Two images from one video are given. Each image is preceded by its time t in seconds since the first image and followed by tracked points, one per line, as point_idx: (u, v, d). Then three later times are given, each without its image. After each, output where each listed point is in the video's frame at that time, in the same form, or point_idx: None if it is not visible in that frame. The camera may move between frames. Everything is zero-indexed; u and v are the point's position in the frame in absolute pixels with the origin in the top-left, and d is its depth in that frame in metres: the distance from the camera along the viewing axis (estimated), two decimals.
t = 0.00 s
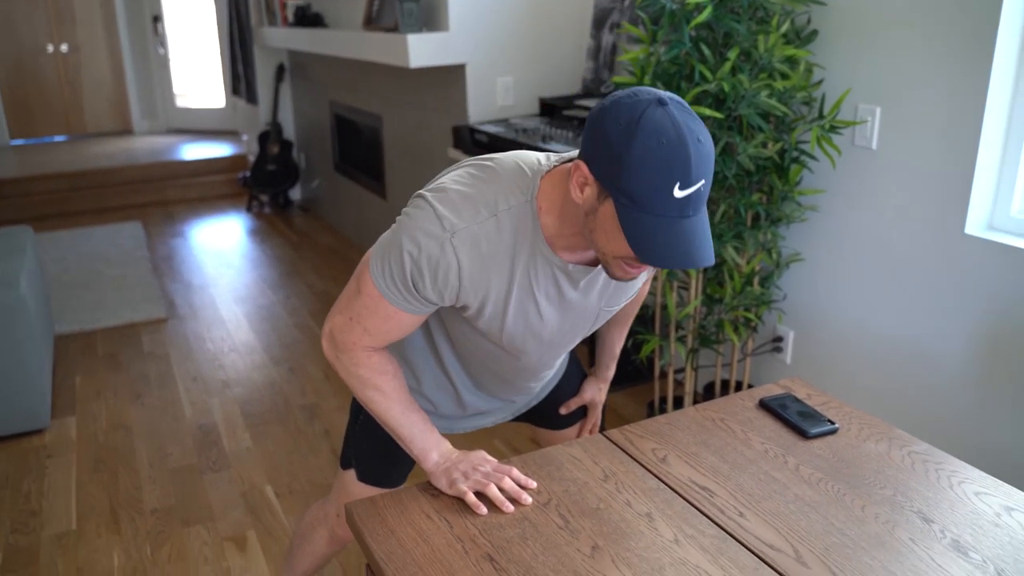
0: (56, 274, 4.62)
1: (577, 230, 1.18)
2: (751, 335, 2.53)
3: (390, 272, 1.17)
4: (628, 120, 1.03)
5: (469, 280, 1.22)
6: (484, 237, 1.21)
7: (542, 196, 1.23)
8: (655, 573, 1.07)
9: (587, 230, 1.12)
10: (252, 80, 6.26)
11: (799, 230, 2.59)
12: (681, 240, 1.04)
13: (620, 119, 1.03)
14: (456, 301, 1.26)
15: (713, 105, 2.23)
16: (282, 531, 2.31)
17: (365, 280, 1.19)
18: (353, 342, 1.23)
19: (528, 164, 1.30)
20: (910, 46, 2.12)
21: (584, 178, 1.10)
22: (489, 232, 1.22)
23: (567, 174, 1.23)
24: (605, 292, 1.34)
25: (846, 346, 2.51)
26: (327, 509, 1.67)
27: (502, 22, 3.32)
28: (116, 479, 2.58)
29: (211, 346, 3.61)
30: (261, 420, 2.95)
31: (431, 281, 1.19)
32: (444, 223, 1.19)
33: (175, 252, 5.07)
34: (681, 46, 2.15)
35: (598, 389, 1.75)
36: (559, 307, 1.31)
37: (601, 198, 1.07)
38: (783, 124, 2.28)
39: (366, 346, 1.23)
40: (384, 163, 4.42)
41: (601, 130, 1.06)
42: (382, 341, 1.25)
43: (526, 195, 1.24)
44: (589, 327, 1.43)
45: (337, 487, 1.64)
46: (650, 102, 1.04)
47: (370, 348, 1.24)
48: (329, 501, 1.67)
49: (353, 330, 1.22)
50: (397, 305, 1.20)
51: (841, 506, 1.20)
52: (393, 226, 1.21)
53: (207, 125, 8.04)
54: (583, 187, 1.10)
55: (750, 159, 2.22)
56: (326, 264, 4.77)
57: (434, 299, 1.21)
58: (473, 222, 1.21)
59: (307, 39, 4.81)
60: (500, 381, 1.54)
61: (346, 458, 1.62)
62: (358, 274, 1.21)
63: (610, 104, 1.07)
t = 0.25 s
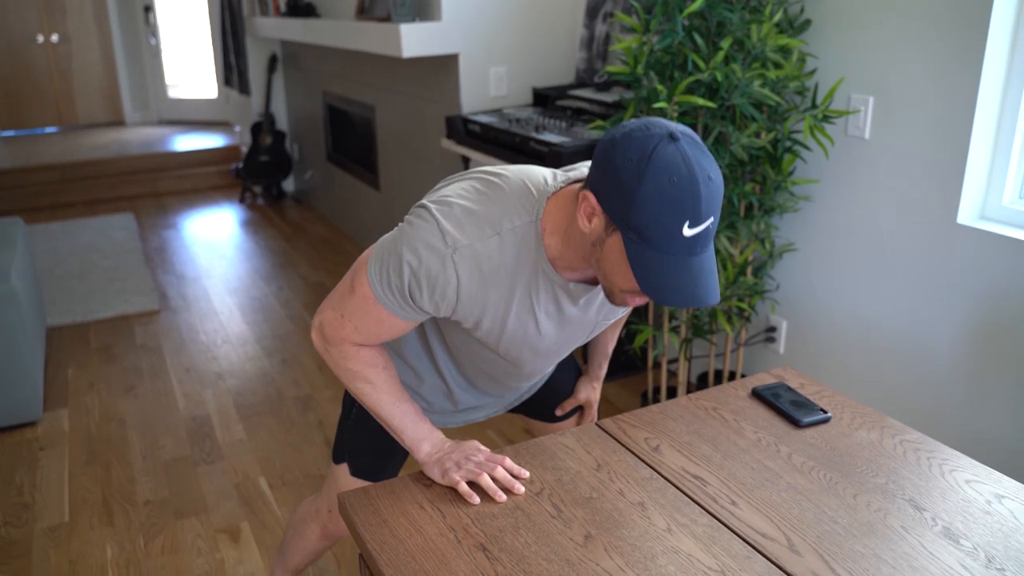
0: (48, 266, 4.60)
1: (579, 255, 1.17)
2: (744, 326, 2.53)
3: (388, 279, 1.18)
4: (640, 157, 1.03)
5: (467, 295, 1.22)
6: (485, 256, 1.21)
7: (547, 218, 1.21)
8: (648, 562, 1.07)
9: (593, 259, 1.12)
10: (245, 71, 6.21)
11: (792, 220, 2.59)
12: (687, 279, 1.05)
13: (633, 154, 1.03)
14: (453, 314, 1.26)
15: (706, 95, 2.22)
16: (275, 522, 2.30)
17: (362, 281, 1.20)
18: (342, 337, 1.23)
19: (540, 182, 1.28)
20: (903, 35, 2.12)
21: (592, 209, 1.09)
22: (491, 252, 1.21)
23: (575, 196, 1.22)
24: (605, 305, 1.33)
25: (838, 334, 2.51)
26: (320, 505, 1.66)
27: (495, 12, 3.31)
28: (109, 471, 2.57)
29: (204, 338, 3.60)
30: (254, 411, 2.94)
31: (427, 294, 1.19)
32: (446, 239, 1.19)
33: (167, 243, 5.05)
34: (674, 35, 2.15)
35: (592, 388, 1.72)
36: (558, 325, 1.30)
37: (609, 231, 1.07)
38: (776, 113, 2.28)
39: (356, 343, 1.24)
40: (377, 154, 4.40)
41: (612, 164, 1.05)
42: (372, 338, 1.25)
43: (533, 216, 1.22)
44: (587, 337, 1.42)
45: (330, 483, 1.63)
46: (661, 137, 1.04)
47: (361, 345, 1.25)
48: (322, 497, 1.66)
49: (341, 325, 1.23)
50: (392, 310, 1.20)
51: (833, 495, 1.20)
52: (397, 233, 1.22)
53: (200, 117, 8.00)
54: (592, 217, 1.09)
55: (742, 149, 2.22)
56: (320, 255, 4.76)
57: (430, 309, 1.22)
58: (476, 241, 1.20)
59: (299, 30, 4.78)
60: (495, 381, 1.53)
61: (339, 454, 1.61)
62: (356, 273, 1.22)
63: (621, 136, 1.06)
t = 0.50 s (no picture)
0: (42, 268, 4.58)
1: (580, 285, 1.18)
2: (737, 325, 2.54)
3: (389, 297, 1.17)
4: (648, 203, 1.02)
5: (466, 318, 1.22)
6: (487, 282, 1.20)
7: (552, 246, 1.21)
8: (644, 561, 1.07)
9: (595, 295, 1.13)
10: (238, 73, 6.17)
11: (786, 219, 2.60)
12: (691, 321, 1.07)
13: (640, 201, 1.02)
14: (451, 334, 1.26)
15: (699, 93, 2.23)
16: (270, 524, 2.30)
17: (361, 293, 1.19)
18: (335, 342, 1.23)
19: (544, 208, 1.27)
20: (897, 33, 2.12)
21: (596, 249, 1.09)
22: (493, 278, 1.20)
23: (581, 222, 1.21)
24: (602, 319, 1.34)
25: (833, 334, 2.52)
26: (314, 515, 1.65)
27: (489, 12, 3.30)
28: (104, 473, 2.56)
29: (198, 339, 3.59)
30: (249, 412, 2.94)
31: (427, 316, 1.19)
32: (449, 263, 1.18)
33: (161, 245, 5.04)
34: (667, 35, 2.15)
35: (590, 399, 1.70)
36: (555, 344, 1.30)
37: (613, 273, 1.07)
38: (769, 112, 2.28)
39: (349, 349, 1.24)
40: (372, 155, 4.39)
41: (618, 207, 1.04)
42: (364, 346, 1.25)
43: (535, 245, 1.22)
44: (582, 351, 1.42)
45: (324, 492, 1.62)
46: (669, 182, 1.03)
47: (353, 351, 1.25)
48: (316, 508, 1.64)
49: (334, 329, 1.23)
50: (390, 326, 1.20)
51: (828, 492, 1.20)
52: (400, 251, 1.20)
53: (194, 118, 7.99)
54: (596, 258, 1.09)
55: (736, 148, 2.22)
56: (314, 256, 4.75)
57: (428, 329, 1.22)
58: (478, 267, 1.20)
59: (293, 31, 4.77)
60: (491, 393, 1.52)
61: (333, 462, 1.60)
62: (354, 283, 1.21)
63: (628, 178, 1.05)
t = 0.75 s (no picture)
0: (38, 267, 4.58)
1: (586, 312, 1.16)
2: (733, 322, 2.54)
3: (392, 313, 1.17)
4: (656, 244, 1.00)
5: (468, 341, 1.21)
6: (490, 309, 1.19)
7: (558, 274, 1.19)
8: (640, 558, 1.07)
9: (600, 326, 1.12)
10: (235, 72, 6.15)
11: (783, 217, 2.60)
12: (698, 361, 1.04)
13: (648, 242, 1.00)
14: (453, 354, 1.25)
15: (696, 91, 2.22)
16: (267, 523, 2.30)
17: (365, 300, 1.19)
18: (332, 342, 1.23)
19: (557, 234, 1.24)
20: (894, 31, 2.12)
21: (603, 283, 1.07)
22: (498, 306, 1.19)
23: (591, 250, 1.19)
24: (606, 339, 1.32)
25: (829, 332, 2.52)
26: (311, 525, 1.64)
27: (485, 11, 3.30)
28: (101, 472, 2.56)
29: (195, 339, 3.59)
30: (246, 411, 2.94)
31: (428, 336, 1.18)
32: (454, 287, 1.17)
33: (158, 244, 5.03)
34: (664, 33, 2.15)
35: (593, 402, 1.65)
36: (556, 364, 1.29)
37: (618, 309, 1.06)
38: (766, 110, 2.28)
39: (347, 351, 1.24)
40: (368, 154, 4.39)
41: (625, 247, 1.02)
42: (360, 350, 1.24)
43: (545, 273, 1.20)
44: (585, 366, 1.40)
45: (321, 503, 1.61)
46: (677, 222, 1.01)
47: (351, 353, 1.25)
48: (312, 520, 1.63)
49: (331, 330, 1.23)
50: (390, 338, 1.20)
51: (825, 489, 1.20)
52: (407, 267, 1.19)
53: (190, 117, 7.98)
54: (602, 291, 1.07)
55: (733, 145, 2.22)
56: (311, 255, 4.74)
57: (429, 347, 1.21)
58: (483, 293, 1.18)
59: (290, 29, 4.76)
60: (492, 403, 1.50)
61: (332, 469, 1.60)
62: (359, 289, 1.21)
63: (635, 217, 1.03)
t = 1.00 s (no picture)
0: (33, 266, 4.56)
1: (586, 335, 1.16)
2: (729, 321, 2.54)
3: (393, 326, 1.17)
4: (661, 279, 1.00)
5: (468, 359, 1.22)
6: (492, 330, 1.19)
7: (561, 299, 1.18)
8: (638, 557, 1.07)
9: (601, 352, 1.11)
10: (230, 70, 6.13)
11: (780, 215, 2.60)
12: (700, 393, 1.04)
13: (653, 276, 1.00)
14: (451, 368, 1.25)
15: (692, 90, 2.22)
16: (263, 521, 2.29)
17: (367, 309, 1.19)
18: (330, 344, 1.23)
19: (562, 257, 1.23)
20: (890, 30, 2.12)
21: (606, 313, 1.06)
22: (499, 328, 1.19)
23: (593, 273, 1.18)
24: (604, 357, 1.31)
25: (826, 331, 2.53)
26: (308, 536, 1.63)
27: (482, 9, 3.29)
28: (96, 471, 2.55)
29: (191, 337, 3.58)
30: (243, 410, 2.93)
31: (428, 350, 1.19)
32: (457, 305, 1.17)
33: (154, 243, 5.02)
34: (661, 31, 2.14)
35: (593, 402, 1.66)
36: (554, 378, 1.28)
37: (621, 339, 1.05)
38: (763, 109, 2.28)
39: (345, 355, 1.24)
40: (365, 152, 4.38)
41: (630, 279, 1.02)
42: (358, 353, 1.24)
43: (549, 296, 1.19)
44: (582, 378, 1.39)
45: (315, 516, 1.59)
46: (683, 258, 1.01)
47: (349, 356, 1.25)
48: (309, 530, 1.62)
49: (330, 331, 1.22)
50: (390, 348, 1.20)
51: (822, 487, 1.21)
52: (412, 280, 1.19)
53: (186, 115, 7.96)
54: (605, 320, 1.07)
55: (730, 144, 2.23)
56: (307, 254, 4.73)
57: (428, 361, 1.22)
58: (486, 314, 1.18)
59: (286, 27, 4.75)
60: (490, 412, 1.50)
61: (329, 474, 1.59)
62: (362, 295, 1.21)
63: (641, 250, 1.03)
